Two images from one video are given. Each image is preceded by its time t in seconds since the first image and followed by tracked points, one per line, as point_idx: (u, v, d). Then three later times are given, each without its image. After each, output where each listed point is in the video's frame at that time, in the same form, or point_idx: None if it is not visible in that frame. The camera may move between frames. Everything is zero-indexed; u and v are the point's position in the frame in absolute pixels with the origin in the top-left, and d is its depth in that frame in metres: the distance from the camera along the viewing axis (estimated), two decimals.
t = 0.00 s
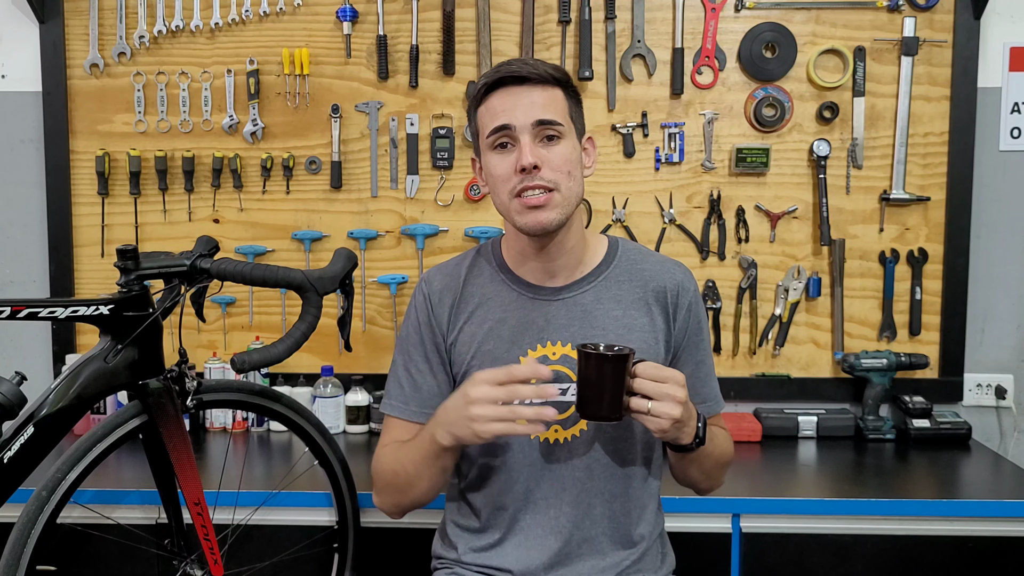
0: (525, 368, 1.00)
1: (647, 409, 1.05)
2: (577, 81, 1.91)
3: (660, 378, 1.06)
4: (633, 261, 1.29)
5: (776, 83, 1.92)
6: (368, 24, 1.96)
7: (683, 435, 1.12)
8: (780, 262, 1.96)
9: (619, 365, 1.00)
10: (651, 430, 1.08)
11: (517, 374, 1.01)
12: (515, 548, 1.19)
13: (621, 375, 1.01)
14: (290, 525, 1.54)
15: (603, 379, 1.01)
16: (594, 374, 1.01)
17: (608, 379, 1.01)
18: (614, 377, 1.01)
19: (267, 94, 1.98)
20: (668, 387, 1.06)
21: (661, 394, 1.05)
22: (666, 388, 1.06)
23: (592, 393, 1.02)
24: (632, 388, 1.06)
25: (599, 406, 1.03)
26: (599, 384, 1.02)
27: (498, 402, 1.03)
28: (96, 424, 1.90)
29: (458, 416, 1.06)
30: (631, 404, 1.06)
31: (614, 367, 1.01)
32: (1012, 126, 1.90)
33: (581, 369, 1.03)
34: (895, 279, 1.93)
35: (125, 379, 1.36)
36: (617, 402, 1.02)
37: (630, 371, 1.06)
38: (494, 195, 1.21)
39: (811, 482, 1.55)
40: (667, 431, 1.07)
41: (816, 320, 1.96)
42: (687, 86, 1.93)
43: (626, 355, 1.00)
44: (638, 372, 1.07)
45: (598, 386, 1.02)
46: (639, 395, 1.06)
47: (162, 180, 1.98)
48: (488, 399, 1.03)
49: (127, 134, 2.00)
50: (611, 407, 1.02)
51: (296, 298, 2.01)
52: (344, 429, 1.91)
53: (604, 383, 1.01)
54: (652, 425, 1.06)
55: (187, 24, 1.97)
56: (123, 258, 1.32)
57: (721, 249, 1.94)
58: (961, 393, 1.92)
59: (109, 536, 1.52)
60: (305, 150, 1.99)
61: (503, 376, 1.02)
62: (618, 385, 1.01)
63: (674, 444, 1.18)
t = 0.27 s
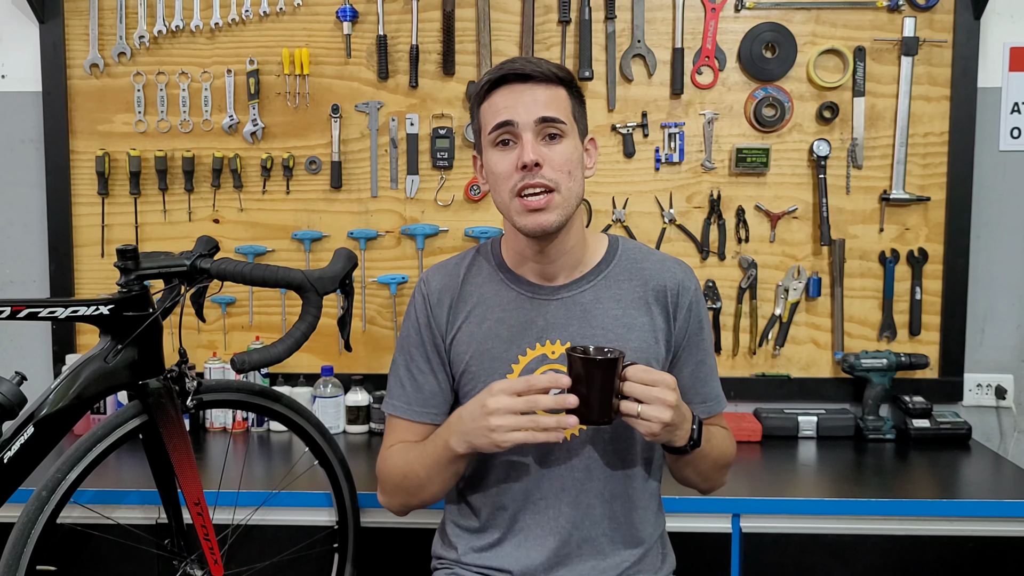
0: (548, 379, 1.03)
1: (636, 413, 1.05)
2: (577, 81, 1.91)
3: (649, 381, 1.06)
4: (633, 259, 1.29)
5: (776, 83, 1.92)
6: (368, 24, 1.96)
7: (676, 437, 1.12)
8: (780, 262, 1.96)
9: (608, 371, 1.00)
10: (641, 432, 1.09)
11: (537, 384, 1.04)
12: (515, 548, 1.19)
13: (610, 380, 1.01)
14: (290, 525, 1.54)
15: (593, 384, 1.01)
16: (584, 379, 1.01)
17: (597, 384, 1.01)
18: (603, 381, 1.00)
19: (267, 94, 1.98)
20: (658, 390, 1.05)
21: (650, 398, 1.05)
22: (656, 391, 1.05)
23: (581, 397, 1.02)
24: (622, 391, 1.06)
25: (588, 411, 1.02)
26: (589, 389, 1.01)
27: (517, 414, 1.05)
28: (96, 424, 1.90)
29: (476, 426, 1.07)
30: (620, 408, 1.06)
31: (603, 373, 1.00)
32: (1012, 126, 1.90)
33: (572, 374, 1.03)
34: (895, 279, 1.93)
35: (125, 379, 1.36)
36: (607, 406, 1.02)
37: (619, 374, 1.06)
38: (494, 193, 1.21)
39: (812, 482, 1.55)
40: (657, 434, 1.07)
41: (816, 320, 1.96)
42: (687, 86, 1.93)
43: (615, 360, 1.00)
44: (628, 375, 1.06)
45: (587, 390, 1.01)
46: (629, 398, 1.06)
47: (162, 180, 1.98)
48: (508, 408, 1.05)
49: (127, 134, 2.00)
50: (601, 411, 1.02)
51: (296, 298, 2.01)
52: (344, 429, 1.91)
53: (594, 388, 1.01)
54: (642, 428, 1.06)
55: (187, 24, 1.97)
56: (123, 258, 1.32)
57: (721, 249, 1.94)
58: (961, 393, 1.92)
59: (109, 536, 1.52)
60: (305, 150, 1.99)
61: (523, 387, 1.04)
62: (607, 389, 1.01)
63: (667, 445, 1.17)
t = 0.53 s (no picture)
0: (452, 329, 1.00)
1: (653, 403, 1.05)
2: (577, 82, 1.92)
3: (666, 371, 1.05)
4: (633, 258, 1.29)
5: (776, 83, 1.92)
6: (369, 24, 1.96)
7: (692, 430, 1.12)
8: (780, 262, 1.96)
9: (621, 357, 1.01)
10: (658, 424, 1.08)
11: (444, 334, 1.01)
12: (514, 547, 1.19)
13: (624, 367, 1.02)
14: (290, 525, 1.54)
15: (607, 371, 1.02)
16: (598, 366, 1.03)
17: (610, 371, 1.02)
18: (618, 369, 1.02)
19: (267, 94, 1.98)
20: (674, 380, 1.05)
21: (666, 387, 1.05)
22: (672, 380, 1.05)
23: (596, 384, 1.03)
24: (638, 381, 1.06)
25: (603, 399, 1.03)
26: (603, 376, 1.03)
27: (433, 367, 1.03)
28: (96, 424, 1.90)
29: (400, 386, 1.06)
30: (636, 397, 1.06)
31: (617, 359, 1.01)
32: (1012, 126, 1.90)
33: (587, 362, 1.04)
34: (895, 279, 1.93)
35: (125, 379, 1.36)
36: (621, 394, 1.03)
37: (636, 364, 1.06)
38: (495, 189, 1.21)
39: (811, 482, 1.55)
40: (673, 425, 1.07)
41: (816, 320, 1.96)
42: (687, 86, 1.93)
43: (628, 347, 1.01)
44: (645, 365, 1.07)
45: (602, 377, 1.03)
46: (646, 388, 1.06)
47: (162, 180, 1.98)
48: (422, 364, 1.02)
49: (127, 134, 2.00)
50: (615, 398, 1.03)
51: (296, 298, 2.01)
52: (344, 429, 1.91)
53: (608, 374, 1.02)
54: (658, 418, 1.06)
55: (187, 24, 1.97)
56: (123, 258, 1.32)
57: (722, 249, 1.94)
58: (961, 393, 1.92)
59: (109, 536, 1.52)
60: (305, 150, 1.99)
61: (431, 341, 1.02)
62: (621, 376, 1.02)
63: (682, 440, 1.17)
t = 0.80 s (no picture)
0: (364, 322, 0.98)
1: (682, 401, 1.05)
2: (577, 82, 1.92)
3: (694, 368, 1.06)
4: (633, 259, 1.29)
5: (776, 83, 1.92)
6: (369, 24, 1.96)
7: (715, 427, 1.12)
8: (780, 262, 1.96)
9: (649, 357, 1.02)
10: (686, 422, 1.09)
11: (360, 333, 0.98)
12: (515, 550, 1.19)
13: (653, 367, 1.02)
14: (290, 525, 1.54)
15: (636, 371, 1.03)
16: (627, 367, 1.03)
17: (640, 371, 1.02)
18: (646, 369, 1.02)
19: (267, 94, 1.98)
20: (702, 377, 1.05)
21: (695, 385, 1.05)
22: (700, 377, 1.05)
23: (625, 385, 1.04)
24: (667, 380, 1.07)
25: (632, 400, 1.04)
26: (632, 376, 1.03)
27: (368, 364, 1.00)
28: (96, 424, 1.90)
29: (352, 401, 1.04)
30: (666, 396, 1.06)
31: (645, 360, 1.02)
32: (1012, 126, 1.90)
33: (615, 363, 1.05)
34: (895, 279, 1.93)
35: (125, 379, 1.36)
36: (650, 394, 1.04)
37: (664, 363, 1.07)
38: (497, 181, 1.21)
39: (812, 482, 1.55)
40: (701, 422, 1.07)
41: (816, 320, 1.96)
42: (687, 86, 1.93)
43: (656, 347, 1.01)
44: (672, 364, 1.07)
45: (631, 377, 1.03)
46: (674, 386, 1.06)
47: (162, 180, 1.98)
48: (354, 366, 1.00)
49: (127, 134, 2.00)
50: (644, 398, 1.04)
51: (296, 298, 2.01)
52: (344, 429, 1.91)
53: (638, 375, 1.03)
54: (687, 417, 1.07)
55: (186, 24, 1.97)
56: (123, 258, 1.32)
57: (722, 249, 1.94)
58: (961, 393, 1.92)
59: (109, 536, 1.52)
60: (305, 150, 1.99)
61: (352, 342, 0.99)
62: (650, 376, 1.03)
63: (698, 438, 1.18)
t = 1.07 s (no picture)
0: (349, 397, 1.02)
1: (703, 413, 1.06)
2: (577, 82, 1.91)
3: (714, 380, 1.05)
4: (633, 262, 1.29)
5: (776, 83, 1.92)
6: (369, 24, 1.96)
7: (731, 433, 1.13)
8: (780, 262, 1.96)
9: (671, 373, 1.02)
10: (705, 432, 1.09)
11: (350, 407, 1.03)
12: (515, 556, 1.19)
13: (675, 383, 1.02)
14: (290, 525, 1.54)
15: (658, 388, 1.03)
16: (649, 384, 1.03)
17: (661, 388, 1.03)
18: (669, 387, 1.02)
19: (266, 94, 1.98)
20: (722, 389, 1.05)
21: (716, 397, 1.05)
22: (720, 390, 1.05)
23: (647, 400, 1.04)
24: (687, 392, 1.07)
25: (654, 415, 1.04)
26: (654, 392, 1.03)
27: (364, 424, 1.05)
28: (96, 424, 1.90)
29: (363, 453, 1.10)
30: (686, 408, 1.06)
31: (666, 377, 1.02)
32: (1012, 126, 1.90)
33: (637, 378, 1.05)
34: (895, 279, 1.93)
35: (125, 379, 1.36)
36: (672, 409, 1.04)
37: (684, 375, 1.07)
38: (497, 188, 1.21)
39: (811, 482, 1.55)
40: (721, 432, 1.08)
41: (816, 320, 1.96)
42: (687, 86, 1.93)
43: (678, 363, 1.01)
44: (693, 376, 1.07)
45: (653, 393, 1.03)
46: (695, 399, 1.06)
47: (162, 180, 1.98)
48: (350, 432, 1.05)
49: (127, 134, 2.00)
50: (666, 414, 1.04)
51: (296, 298, 2.01)
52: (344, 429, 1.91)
53: (660, 391, 1.03)
54: (707, 428, 1.07)
55: (187, 24, 1.97)
56: (123, 258, 1.32)
57: (722, 249, 1.94)
58: (961, 393, 1.92)
59: (109, 536, 1.52)
60: (305, 150, 1.99)
61: (344, 415, 1.04)
62: (672, 392, 1.03)
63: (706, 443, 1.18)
